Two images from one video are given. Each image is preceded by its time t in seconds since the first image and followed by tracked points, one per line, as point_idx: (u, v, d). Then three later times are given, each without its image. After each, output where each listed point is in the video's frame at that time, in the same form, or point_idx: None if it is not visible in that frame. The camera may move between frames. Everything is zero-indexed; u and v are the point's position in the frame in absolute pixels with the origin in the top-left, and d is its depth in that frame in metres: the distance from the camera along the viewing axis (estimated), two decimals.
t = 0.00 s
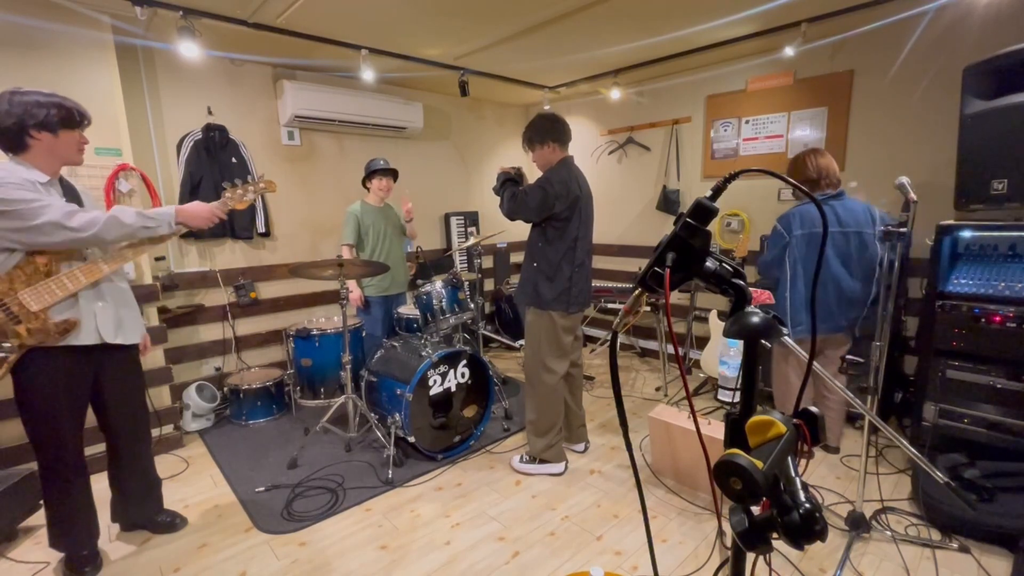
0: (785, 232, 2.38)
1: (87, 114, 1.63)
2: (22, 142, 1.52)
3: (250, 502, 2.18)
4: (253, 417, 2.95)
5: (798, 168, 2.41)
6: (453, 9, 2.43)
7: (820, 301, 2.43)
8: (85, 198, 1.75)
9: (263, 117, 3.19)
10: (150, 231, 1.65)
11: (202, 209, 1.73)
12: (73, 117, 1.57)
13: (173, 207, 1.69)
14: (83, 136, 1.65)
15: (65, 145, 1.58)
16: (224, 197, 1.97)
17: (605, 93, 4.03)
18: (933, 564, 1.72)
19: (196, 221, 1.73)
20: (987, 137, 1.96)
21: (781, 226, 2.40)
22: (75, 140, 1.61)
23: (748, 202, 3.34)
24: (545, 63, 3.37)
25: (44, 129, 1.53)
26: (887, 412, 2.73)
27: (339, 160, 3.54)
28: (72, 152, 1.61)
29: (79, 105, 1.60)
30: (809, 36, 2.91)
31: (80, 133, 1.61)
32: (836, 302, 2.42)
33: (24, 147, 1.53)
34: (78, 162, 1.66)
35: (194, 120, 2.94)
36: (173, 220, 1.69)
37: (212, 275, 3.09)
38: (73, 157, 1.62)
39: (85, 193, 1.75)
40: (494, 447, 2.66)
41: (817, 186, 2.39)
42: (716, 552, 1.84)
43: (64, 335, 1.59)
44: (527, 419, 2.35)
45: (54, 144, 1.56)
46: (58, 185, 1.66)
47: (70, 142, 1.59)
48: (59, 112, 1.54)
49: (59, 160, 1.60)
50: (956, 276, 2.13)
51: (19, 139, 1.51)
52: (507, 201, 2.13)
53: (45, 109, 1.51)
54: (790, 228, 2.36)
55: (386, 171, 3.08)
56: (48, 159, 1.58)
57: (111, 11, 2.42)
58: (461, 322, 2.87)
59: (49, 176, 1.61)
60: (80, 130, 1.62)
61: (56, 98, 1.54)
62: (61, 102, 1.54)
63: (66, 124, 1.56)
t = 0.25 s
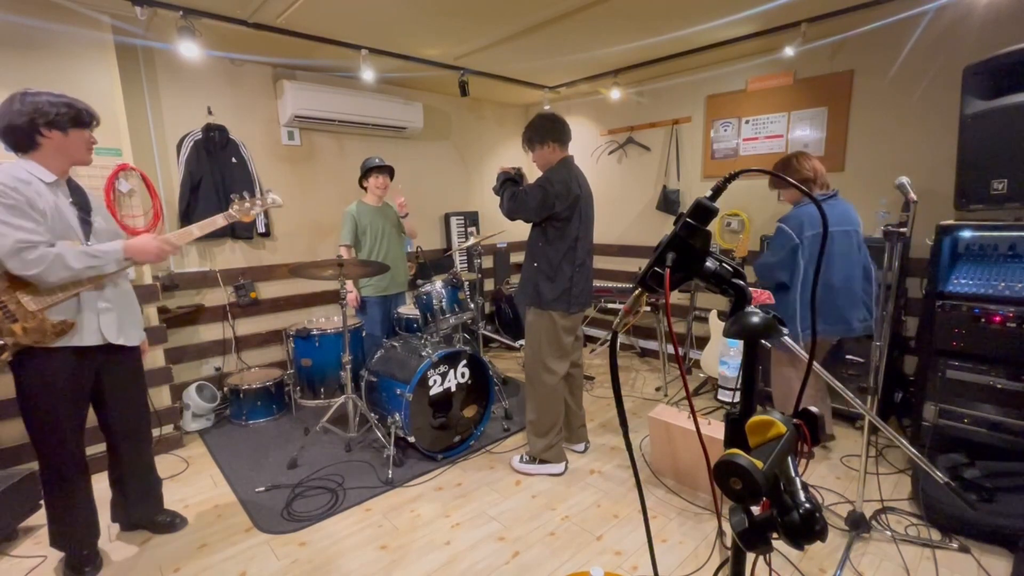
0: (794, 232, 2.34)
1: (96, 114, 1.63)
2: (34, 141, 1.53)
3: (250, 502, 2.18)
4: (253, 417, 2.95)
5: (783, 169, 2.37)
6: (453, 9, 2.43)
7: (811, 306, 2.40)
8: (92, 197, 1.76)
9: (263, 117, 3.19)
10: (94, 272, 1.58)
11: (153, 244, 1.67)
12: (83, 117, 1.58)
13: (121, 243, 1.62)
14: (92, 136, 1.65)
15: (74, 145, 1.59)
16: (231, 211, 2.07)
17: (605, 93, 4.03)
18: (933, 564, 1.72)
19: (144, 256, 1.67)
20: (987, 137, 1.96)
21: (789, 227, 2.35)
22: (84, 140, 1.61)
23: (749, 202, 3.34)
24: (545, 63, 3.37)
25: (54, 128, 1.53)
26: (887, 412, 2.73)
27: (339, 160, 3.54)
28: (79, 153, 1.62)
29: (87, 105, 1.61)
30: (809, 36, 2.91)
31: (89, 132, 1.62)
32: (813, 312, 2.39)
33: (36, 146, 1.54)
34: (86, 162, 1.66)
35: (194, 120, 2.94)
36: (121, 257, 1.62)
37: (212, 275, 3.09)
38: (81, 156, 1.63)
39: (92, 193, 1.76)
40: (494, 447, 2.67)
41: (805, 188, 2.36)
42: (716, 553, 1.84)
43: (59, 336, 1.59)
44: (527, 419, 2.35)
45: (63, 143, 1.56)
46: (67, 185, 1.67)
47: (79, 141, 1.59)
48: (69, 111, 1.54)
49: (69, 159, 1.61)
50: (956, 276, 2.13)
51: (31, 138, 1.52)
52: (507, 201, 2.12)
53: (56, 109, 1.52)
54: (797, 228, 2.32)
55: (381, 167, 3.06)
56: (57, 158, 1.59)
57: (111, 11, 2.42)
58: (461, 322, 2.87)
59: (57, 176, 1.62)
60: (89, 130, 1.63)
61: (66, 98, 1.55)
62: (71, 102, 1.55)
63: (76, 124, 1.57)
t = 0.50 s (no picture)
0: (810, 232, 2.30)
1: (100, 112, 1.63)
2: (38, 141, 1.54)
3: (250, 502, 2.18)
4: (253, 417, 2.95)
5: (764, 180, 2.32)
6: (452, 9, 2.43)
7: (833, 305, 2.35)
8: (102, 197, 1.75)
9: (263, 117, 3.19)
10: (29, 288, 1.54)
11: (98, 271, 1.59)
12: (85, 116, 1.57)
13: (65, 267, 1.56)
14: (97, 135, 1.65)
15: (78, 145, 1.59)
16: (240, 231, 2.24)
17: (605, 93, 4.03)
18: (933, 564, 1.72)
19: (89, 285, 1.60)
20: (987, 136, 1.96)
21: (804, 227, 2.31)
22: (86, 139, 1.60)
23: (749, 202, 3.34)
24: (545, 63, 3.37)
25: (58, 128, 1.53)
26: (887, 412, 2.73)
27: (339, 160, 3.54)
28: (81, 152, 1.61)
29: (90, 104, 1.60)
30: (809, 36, 2.91)
31: (93, 131, 1.61)
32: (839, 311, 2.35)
33: (40, 146, 1.55)
34: (91, 161, 1.66)
35: (194, 120, 2.94)
36: (62, 280, 1.56)
37: (212, 275, 3.09)
38: (85, 154, 1.62)
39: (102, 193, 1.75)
40: (494, 447, 2.66)
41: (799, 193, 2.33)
42: (716, 553, 1.84)
43: (46, 337, 1.59)
44: (527, 419, 2.35)
45: (65, 142, 1.56)
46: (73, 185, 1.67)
47: (81, 140, 1.59)
48: (71, 110, 1.54)
49: (73, 158, 1.61)
50: (956, 276, 2.13)
51: (34, 138, 1.53)
52: (507, 201, 2.12)
53: (58, 108, 1.52)
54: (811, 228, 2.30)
55: (377, 164, 3.07)
56: (60, 158, 1.59)
57: (112, 11, 2.42)
58: (461, 322, 2.87)
59: (60, 175, 1.63)
60: (93, 129, 1.62)
61: (69, 97, 1.54)
62: (74, 102, 1.54)
63: (78, 123, 1.56)
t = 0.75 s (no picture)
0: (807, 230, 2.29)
1: (90, 109, 1.60)
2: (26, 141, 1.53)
3: (250, 502, 2.18)
4: (253, 417, 2.95)
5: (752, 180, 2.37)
6: (452, 9, 2.43)
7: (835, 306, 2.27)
8: (105, 196, 1.75)
9: (263, 117, 3.19)
10: None
11: (73, 281, 1.57)
12: (71, 115, 1.55)
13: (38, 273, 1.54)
14: (90, 133, 1.63)
15: (67, 144, 1.57)
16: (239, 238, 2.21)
17: (605, 93, 4.03)
18: (933, 564, 1.72)
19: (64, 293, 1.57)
20: (986, 136, 1.96)
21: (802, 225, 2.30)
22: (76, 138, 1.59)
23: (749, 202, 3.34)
24: (545, 64, 3.37)
25: (43, 128, 1.52)
26: (887, 412, 2.73)
27: (339, 160, 3.54)
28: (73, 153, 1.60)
29: (82, 102, 1.58)
30: (809, 36, 2.91)
31: (84, 130, 1.60)
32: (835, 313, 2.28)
33: (28, 147, 1.55)
34: (86, 160, 1.65)
35: (194, 120, 2.94)
36: (34, 287, 1.54)
37: (212, 275, 3.09)
38: (77, 154, 1.61)
39: (104, 192, 1.75)
40: (495, 447, 2.66)
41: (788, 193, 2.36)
42: (716, 553, 1.84)
43: (41, 339, 1.59)
44: (527, 419, 2.35)
45: (55, 143, 1.56)
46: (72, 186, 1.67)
47: (70, 139, 1.57)
48: (55, 109, 1.52)
49: (66, 159, 1.60)
50: (956, 276, 2.13)
51: (22, 138, 1.52)
52: (507, 201, 2.13)
53: (41, 108, 1.50)
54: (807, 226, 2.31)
55: (376, 164, 3.08)
56: (53, 158, 1.59)
57: (112, 11, 2.42)
58: (461, 322, 2.86)
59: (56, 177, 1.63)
60: (85, 127, 1.61)
61: (53, 96, 1.52)
62: (59, 100, 1.53)
63: (64, 122, 1.54)
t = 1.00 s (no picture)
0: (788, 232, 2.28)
1: (91, 111, 1.60)
2: (28, 143, 1.54)
3: (250, 502, 2.18)
4: (253, 417, 2.95)
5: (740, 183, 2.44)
6: (452, 9, 2.43)
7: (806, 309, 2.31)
8: (105, 195, 1.75)
9: (263, 117, 3.19)
10: None
11: (70, 279, 1.57)
12: (71, 117, 1.54)
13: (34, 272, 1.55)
14: (90, 135, 1.63)
15: (66, 145, 1.57)
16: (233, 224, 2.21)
17: (605, 93, 4.03)
18: (933, 564, 1.72)
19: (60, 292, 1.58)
20: (987, 136, 1.96)
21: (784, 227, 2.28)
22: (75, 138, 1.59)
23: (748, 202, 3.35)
24: (545, 64, 3.37)
25: (43, 129, 1.52)
26: (887, 412, 2.73)
27: (339, 160, 3.54)
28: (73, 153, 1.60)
29: (82, 103, 1.57)
30: (809, 36, 2.91)
31: (84, 131, 1.59)
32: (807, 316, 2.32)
33: (28, 148, 1.55)
34: (85, 161, 1.65)
35: (194, 120, 2.94)
36: (31, 286, 1.54)
37: (212, 275, 3.09)
38: (77, 156, 1.61)
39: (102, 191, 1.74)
40: (494, 447, 2.66)
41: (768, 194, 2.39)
42: (716, 553, 1.84)
43: (46, 339, 1.58)
44: (527, 419, 2.35)
45: (54, 145, 1.56)
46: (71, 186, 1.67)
47: (69, 141, 1.57)
48: (56, 112, 1.52)
49: (65, 161, 1.60)
50: (956, 276, 2.13)
51: (23, 140, 1.53)
52: (507, 201, 2.13)
53: (41, 110, 1.50)
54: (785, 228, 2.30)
55: (377, 164, 3.08)
56: (52, 159, 1.59)
57: (112, 11, 2.42)
58: (461, 322, 2.86)
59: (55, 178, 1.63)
60: (85, 129, 1.61)
61: (55, 98, 1.52)
62: (60, 102, 1.52)
63: (65, 124, 1.54)
